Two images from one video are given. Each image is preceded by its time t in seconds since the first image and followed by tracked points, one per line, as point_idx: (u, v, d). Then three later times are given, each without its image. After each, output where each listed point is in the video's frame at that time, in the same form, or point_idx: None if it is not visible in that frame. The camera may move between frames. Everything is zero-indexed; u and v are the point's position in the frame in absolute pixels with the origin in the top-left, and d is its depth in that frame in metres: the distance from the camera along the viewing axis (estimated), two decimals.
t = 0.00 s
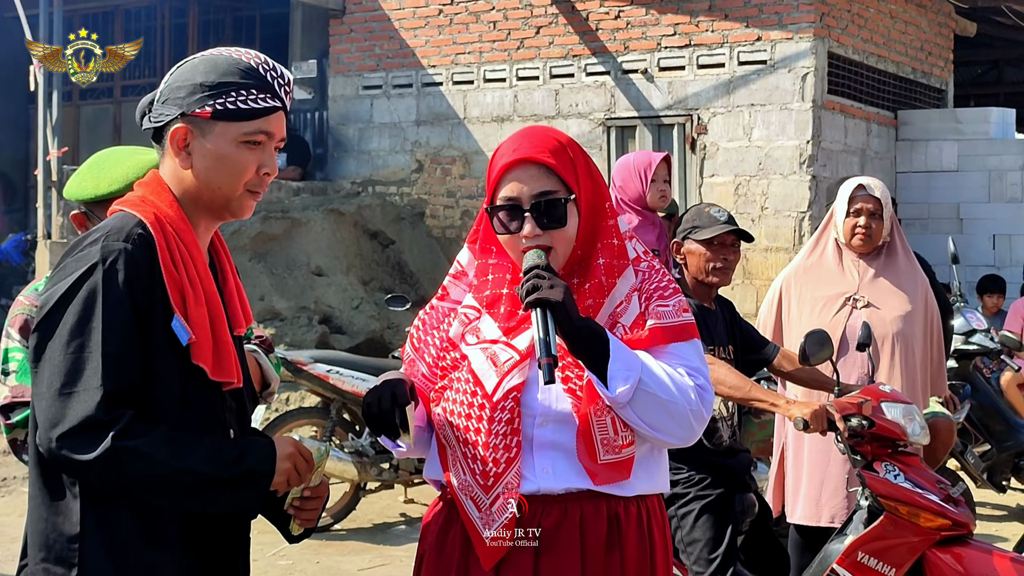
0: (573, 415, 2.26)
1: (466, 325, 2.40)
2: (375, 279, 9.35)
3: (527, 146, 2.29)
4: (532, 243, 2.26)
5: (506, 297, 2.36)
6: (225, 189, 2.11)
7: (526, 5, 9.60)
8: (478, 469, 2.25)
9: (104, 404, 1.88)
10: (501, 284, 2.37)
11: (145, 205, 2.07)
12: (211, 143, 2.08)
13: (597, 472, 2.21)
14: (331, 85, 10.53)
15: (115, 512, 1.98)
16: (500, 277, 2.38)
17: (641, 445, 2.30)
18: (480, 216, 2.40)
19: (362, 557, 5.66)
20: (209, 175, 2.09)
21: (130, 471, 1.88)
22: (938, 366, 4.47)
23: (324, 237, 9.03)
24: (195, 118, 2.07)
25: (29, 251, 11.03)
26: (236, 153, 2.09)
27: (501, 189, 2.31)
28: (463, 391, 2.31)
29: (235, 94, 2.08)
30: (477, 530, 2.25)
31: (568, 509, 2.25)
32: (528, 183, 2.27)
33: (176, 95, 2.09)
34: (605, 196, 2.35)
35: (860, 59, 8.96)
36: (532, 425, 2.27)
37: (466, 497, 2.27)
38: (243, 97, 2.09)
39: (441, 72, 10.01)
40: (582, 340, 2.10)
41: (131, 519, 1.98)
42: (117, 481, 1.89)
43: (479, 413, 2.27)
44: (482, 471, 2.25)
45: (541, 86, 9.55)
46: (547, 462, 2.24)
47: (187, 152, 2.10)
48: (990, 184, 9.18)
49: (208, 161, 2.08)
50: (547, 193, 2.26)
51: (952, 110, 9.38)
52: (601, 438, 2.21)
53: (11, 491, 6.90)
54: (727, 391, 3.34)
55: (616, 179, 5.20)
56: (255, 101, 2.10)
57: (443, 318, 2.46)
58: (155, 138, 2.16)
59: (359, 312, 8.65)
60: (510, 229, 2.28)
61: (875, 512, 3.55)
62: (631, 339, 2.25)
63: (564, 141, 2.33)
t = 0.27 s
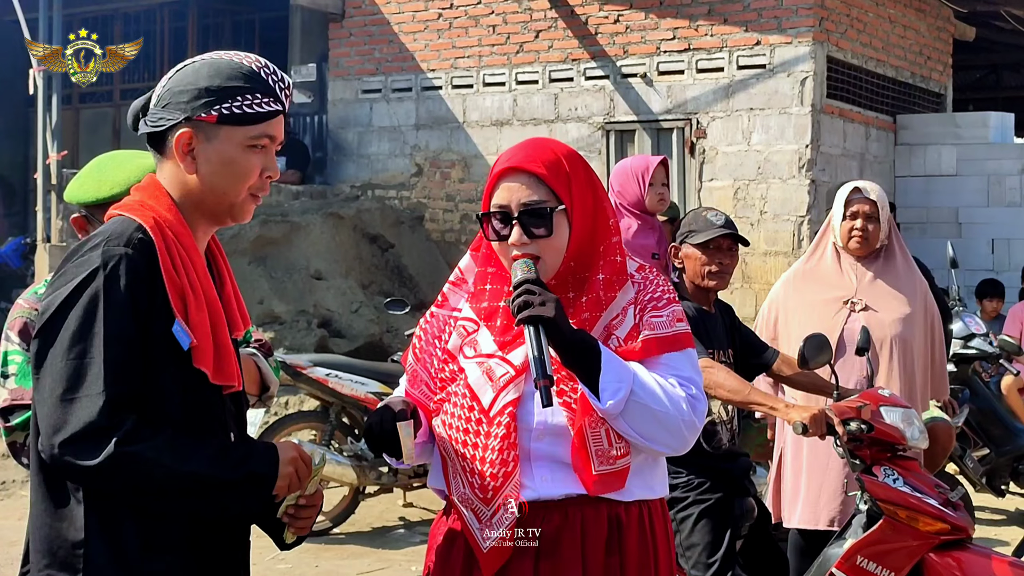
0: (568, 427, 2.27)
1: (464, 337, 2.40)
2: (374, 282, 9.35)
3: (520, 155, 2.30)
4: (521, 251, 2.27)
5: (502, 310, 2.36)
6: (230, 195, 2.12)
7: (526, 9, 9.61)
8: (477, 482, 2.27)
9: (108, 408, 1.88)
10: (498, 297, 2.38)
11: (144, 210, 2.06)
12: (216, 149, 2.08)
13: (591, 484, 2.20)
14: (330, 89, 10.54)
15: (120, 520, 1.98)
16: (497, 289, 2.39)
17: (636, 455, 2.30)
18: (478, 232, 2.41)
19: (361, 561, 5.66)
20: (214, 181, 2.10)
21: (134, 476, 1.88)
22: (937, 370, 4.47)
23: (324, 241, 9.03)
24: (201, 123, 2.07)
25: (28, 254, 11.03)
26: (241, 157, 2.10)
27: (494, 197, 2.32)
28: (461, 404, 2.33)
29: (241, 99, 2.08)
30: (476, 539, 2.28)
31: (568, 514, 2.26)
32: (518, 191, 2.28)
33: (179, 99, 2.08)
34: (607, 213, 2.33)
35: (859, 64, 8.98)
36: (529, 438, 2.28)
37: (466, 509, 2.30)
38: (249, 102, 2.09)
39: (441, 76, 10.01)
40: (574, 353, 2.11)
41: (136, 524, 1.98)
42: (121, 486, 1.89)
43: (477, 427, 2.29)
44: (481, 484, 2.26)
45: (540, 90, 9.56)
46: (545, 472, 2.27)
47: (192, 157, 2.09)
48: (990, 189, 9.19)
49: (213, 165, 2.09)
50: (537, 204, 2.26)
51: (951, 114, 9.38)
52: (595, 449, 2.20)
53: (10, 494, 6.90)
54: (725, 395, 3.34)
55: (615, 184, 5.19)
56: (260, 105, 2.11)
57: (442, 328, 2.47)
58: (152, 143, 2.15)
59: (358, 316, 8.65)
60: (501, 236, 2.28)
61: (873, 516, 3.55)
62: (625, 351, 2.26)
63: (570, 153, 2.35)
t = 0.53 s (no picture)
0: (568, 436, 2.28)
1: (463, 347, 2.43)
2: (372, 283, 9.35)
3: (518, 165, 2.32)
4: (516, 263, 2.27)
5: (499, 320, 2.39)
6: (246, 204, 2.12)
7: (525, 10, 9.61)
8: (479, 492, 2.28)
9: (115, 409, 1.87)
10: (495, 306, 2.42)
11: (144, 213, 2.05)
12: (237, 159, 2.08)
13: (593, 492, 2.21)
14: (329, 90, 10.53)
15: (124, 518, 1.97)
16: (494, 297, 2.42)
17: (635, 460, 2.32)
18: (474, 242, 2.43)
19: (359, 563, 5.65)
20: (233, 192, 2.10)
21: (137, 470, 1.89)
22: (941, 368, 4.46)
23: (323, 241, 9.03)
24: (221, 134, 2.07)
25: (27, 255, 11.02)
26: (259, 166, 2.11)
27: (491, 208, 2.33)
28: (459, 416, 2.34)
29: (257, 109, 2.09)
30: (480, 553, 2.28)
31: (572, 520, 2.27)
32: (514, 204, 2.29)
33: (194, 112, 2.07)
34: (605, 223, 2.36)
35: (857, 65, 8.98)
36: (530, 448, 2.29)
37: (469, 519, 2.31)
38: (264, 111, 2.10)
39: (440, 76, 10.01)
40: (574, 361, 2.11)
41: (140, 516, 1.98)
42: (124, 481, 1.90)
43: (475, 439, 2.30)
44: (483, 495, 2.27)
45: (539, 91, 9.56)
46: (547, 480, 2.28)
47: (211, 168, 2.08)
48: (988, 190, 9.20)
49: (233, 175, 2.09)
50: (532, 215, 2.27)
51: (949, 115, 9.38)
52: (597, 456, 2.21)
53: (9, 495, 6.89)
54: (725, 397, 3.34)
55: (614, 187, 5.18)
56: (275, 114, 2.12)
57: (442, 336, 2.50)
58: (154, 155, 2.12)
59: (357, 317, 8.65)
60: (497, 248, 2.30)
61: (871, 518, 3.56)
62: (622, 357, 2.28)
63: (569, 162, 2.36)
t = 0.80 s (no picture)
0: (567, 439, 2.30)
1: (460, 350, 2.43)
2: (371, 281, 9.34)
3: (514, 169, 2.32)
4: (512, 265, 2.29)
5: (496, 324, 2.40)
6: (259, 213, 2.11)
7: (523, 7, 9.59)
8: (479, 498, 2.30)
9: (134, 427, 1.85)
10: (492, 309, 2.43)
11: (153, 224, 2.02)
12: (253, 168, 2.07)
13: (594, 494, 2.23)
14: (328, 87, 10.51)
15: (133, 535, 1.94)
16: (491, 301, 2.44)
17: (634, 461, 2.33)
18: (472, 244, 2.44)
19: (358, 561, 5.65)
20: (248, 201, 2.08)
21: (156, 490, 1.86)
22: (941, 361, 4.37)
23: (321, 239, 9.02)
24: (238, 144, 2.05)
25: (25, 252, 11.00)
26: (273, 173, 2.10)
27: (488, 211, 2.35)
28: (459, 421, 2.36)
29: (273, 116, 2.08)
30: (480, 558, 2.31)
31: (571, 524, 2.28)
32: (511, 207, 2.30)
33: (211, 122, 2.04)
34: (604, 225, 2.36)
35: (857, 63, 8.97)
36: (529, 452, 2.31)
37: (470, 525, 2.33)
38: (279, 119, 2.09)
39: (438, 73, 10.00)
40: (574, 365, 2.11)
41: (156, 538, 1.96)
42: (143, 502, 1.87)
43: (476, 444, 2.32)
44: (484, 500, 2.29)
45: (538, 88, 9.55)
46: (547, 484, 2.30)
47: (227, 177, 2.06)
48: (987, 188, 9.19)
49: (249, 184, 2.07)
50: (528, 219, 2.29)
51: (948, 113, 9.37)
52: (596, 459, 2.23)
53: (7, 493, 6.89)
54: (724, 396, 3.33)
55: (614, 187, 5.17)
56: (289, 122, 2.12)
57: (440, 340, 2.51)
58: (163, 166, 2.09)
59: (355, 314, 8.64)
60: (494, 250, 2.32)
61: (870, 518, 3.56)
62: (620, 357, 2.27)
63: (566, 163, 2.37)
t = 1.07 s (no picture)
0: (564, 446, 2.30)
1: (459, 355, 2.43)
2: (369, 276, 9.31)
3: (513, 172, 2.30)
4: (513, 271, 2.27)
5: (494, 328, 2.39)
6: (249, 218, 2.11)
7: (522, 2, 9.56)
8: (474, 504, 2.30)
9: (92, 444, 1.87)
10: (491, 314, 2.41)
11: (144, 232, 2.03)
12: (246, 173, 2.07)
13: (590, 501, 2.23)
14: (326, 81, 10.47)
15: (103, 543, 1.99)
16: (490, 305, 2.42)
17: (633, 467, 2.34)
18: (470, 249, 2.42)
19: (357, 559, 5.64)
20: (239, 205, 2.09)
21: (106, 511, 1.89)
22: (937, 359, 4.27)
23: (319, 234, 8.98)
24: (233, 148, 2.05)
25: (23, 247, 10.98)
26: (266, 180, 2.10)
27: (487, 214, 2.33)
28: (455, 426, 2.36)
29: (270, 124, 2.08)
30: (475, 563, 2.32)
31: (568, 530, 2.29)
32: (511, 213, 2.28)
33: (207, 124, 2.04)
34: (602, 228, 2.36)
35: (856, 58, 8.94)
36: (526, 458, 2.31)
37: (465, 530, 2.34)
38: (275, 127, 2.09)
39: (437, 68, 9.97)
40: (572, 371, 2.11)
41: (114, 557, 1.99)
42: (94, 518, 1.90)
43: (471, 450, 2.32)
44: (478, 506, 2.29)
45: (537, 83, 9.52)
46: (543, 491, 2.30)
47: (219, 181, 2.06)
48: (987, 183, 9.17)
49: (241, 190, 2.07)
50: (528, 223, 2.27)
51: (948, 108, 9.35)
52: (594, 466, 2.22)
53: (5, 490, 6.87)
54: (724, 397, 3.31)
55: (616, 185, 5.15)
56: (285, 130, 2.11)
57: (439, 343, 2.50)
58: (155, 165, 2.09)
59: (354, 310, 8.61)
60: (495, 256, 2.29)
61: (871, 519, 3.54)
62: (620, 364, 2.27)
63: (564, 166, 2.36)
